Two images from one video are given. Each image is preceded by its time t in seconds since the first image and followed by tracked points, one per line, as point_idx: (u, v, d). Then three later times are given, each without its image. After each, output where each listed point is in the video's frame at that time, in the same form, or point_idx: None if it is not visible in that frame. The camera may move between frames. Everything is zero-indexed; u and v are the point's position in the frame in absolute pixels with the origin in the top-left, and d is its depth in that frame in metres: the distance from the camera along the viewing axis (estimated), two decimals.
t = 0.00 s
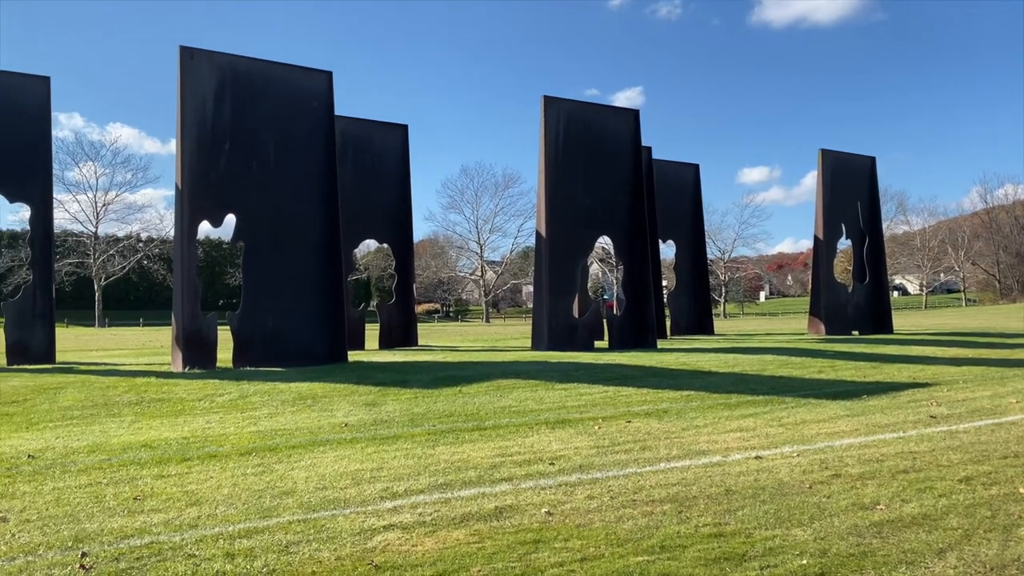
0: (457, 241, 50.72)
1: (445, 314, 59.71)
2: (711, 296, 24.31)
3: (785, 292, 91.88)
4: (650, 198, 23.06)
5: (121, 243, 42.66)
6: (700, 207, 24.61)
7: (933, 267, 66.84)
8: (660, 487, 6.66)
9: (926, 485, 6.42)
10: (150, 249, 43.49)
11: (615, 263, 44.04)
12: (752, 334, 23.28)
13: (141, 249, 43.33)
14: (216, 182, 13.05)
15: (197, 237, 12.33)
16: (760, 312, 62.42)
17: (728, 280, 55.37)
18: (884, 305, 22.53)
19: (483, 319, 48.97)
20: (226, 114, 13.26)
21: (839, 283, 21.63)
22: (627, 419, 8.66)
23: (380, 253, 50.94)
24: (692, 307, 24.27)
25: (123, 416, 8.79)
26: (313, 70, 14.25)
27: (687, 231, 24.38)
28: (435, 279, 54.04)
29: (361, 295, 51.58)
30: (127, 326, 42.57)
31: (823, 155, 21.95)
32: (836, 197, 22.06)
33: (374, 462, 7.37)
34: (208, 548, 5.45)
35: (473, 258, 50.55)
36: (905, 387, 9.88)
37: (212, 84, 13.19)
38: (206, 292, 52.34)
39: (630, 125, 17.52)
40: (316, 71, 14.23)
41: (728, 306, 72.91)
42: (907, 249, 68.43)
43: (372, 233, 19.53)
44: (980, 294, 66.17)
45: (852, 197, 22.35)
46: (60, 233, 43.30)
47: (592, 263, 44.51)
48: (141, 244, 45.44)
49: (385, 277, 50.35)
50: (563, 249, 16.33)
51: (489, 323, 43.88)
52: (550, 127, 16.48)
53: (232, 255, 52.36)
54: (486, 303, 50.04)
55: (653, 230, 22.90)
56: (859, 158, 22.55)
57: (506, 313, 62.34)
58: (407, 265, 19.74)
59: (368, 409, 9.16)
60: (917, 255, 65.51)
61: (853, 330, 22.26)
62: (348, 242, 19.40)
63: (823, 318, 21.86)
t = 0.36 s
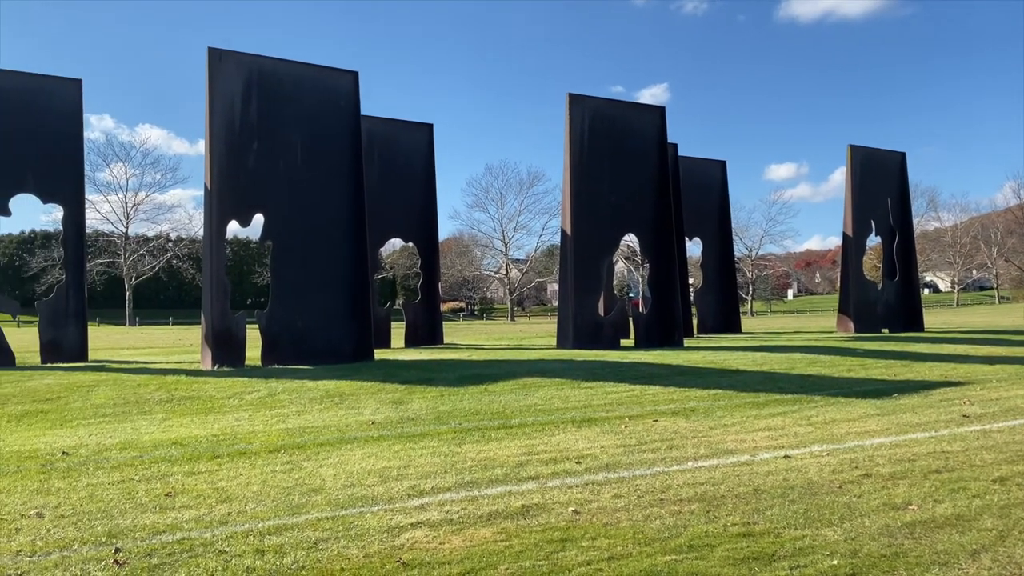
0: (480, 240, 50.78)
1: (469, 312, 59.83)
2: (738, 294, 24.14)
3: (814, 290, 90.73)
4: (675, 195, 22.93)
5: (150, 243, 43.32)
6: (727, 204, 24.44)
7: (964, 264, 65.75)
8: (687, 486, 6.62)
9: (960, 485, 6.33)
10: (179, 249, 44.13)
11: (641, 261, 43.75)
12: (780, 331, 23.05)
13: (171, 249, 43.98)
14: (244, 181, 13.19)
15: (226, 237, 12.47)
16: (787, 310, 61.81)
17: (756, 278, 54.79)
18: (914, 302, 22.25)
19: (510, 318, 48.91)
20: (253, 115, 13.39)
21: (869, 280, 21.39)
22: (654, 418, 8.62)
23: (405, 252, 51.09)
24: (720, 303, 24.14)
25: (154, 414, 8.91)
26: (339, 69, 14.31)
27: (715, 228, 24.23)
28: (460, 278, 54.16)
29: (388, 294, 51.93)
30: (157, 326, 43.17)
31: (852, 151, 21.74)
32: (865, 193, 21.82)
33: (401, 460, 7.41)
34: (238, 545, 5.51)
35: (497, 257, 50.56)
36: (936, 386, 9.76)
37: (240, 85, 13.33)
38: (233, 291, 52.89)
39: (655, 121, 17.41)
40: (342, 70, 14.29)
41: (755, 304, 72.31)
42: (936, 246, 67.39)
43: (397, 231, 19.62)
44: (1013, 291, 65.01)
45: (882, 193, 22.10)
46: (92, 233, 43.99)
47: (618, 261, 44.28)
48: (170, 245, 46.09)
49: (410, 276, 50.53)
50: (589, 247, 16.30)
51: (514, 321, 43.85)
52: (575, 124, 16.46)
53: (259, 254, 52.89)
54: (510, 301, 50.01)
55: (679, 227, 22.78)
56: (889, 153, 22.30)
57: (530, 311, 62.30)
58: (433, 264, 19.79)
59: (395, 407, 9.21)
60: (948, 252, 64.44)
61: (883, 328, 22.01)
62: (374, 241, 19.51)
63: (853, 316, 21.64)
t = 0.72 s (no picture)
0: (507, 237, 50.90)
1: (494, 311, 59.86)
2: (767, 292, 23.95)
3: (845, 287, 89.64)
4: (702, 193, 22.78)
5: (181, 243, 43.98)
6: (755, 201, 24.23)
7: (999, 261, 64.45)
8: (717, 485, 6.57)
9: (996, 486, 6.23)
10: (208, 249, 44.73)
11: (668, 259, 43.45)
12: (810, 330, 22.79)
13: (200, 249, 44.60)
14: (272, 182, 13.31)
15: (254, 236, 12.60)
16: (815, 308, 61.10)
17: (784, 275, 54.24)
18: (948, 300, 21.93)
19: (535, 316, 48.87)
20: (281, 115, 13.52)
21: (900, 278, 21.13)
22: (682, 416, 8.57)
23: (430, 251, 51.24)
24: (749, 301, 23.96)
25: (185, 411, 9.02)
26: (365, 69, 14.37)
27: (743, 226, 24.03)
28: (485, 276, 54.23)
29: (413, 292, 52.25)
30: (187, 324, 43.82)
31: (883, 147, 21.47)
32: (896, 190, 21.54)
33: (429, 457, 7.44)
34: (269, 541, 5.56)
35: (523, 255, 50.50)
36: (971, 385, 9.59)
37: (268, 86, 13.47)
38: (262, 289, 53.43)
39: (682, 118, 17.28)
40: (368, 70, 14.35)
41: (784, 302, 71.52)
42: (969, 242, 66.16)
43: (424, 231, 19.69)
44: None
45: (914, 190, 21.80)
46: (123, 232, 44.76)
47: (645, 260, 44.01)
48: (200, 244, 46.72)
49: (436, 275, 50.69)
50: (615, 245, 16.25)
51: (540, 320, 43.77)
52: (601, 122, 16.42)
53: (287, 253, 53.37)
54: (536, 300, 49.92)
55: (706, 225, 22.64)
56: (921, 149, 21.97)
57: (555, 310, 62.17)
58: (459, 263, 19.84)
59: (422, 405, 9.24)
60: (982, 249, 63.21)
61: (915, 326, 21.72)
62: (401, 240, 19.61)
63: (884, 314, 21.39)
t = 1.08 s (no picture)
0: (531, 237, 50.82)
1: (517, 310, 59.88)
2: (793, 291, 23.76)
3: (872, 286, 88.50)
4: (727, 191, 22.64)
5: (208, 244, 44.64)
6: (781, 200, 24.04)
7: None
8: (743, 485, 6.52)
9: None
10: (235, 249, 45.33)
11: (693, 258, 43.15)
12: (836, 329, 22.55)
13: (227, 249, 45.25)
14: (297, 182, 13.40)
15: (280, 236, 12.72)
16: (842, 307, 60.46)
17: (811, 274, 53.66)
18: (978, 298, 21.63)
19: (558, 316, 48.79)
20: (306, 116, 13.61)
21: (929, 275, 20.88)
22: (708, 416, 8.53)
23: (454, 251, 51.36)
24: (774, 301, 23.83)
25: (213, 410, 9.12)
26: (389, 70, 14.43)
27: (769, 224, 23.87)
28: (508, 276, 54.26)
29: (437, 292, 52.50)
30: (214, 324, 44.43)
31: (911, 143, 21.20)
32: (925, 187, 21.27)
33: (454, 456, 7.46)
34: (296, 539, 5.60)
35: (546, 254, 50.44)
36: (1003, 384, 9.43)
37: (293, 87, 13.57)
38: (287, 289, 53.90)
39: (705, 117, 17.18)
40: (392, 71, 14.41)
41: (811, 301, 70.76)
42: (1000, 239, 64.96)
43: (447, 230, 19.74)
44: None
45: (943, 187, 21.51)
46: (152, 233, 45.50)
47: (669, 259, 43.75)
48: (228, 245, 47.36)
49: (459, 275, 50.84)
50: (639, 244, 16.20)
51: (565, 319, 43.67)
52: (625, 120, 16.36)
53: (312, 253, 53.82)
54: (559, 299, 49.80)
55: (732, 223, 22.51)
56: (951, 145, 21.66)
57: (578, 309, 62.02)
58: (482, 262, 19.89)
59: (446, 404, 9.28)
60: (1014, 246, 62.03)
61: (944, 325, 21.46)
62: (425, 239, 19.68)
63: (912, 312, 21.16)
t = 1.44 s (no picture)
0: (552, 237, 50.74)
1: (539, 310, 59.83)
2: (819, 291, 23.55)
3: (899, 286, 87.36)
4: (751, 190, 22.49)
5: (233, 246, 45.23)
6: (806, 199, 23.85)
7: None
8: (768, 487, 6.49)
9: None
10: (259, 250, 45.91)
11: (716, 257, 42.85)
12: (861, 329, 22.29)
13: (252, 250, 45.83)
14: (321, 184, 13.51)
15: (305, 238, 12.81)
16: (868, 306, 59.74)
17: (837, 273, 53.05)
18: (1007, 297, 21.33)
19: (580, 316, 48.69)
20: (330, 119, 13.70)
21: (957, 275, 20.63)
22: (733, 417, 8.48)
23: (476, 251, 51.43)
24: (798, 300, 23.60)
25: (238, 410, 9.22)
26: (412, 72, 14.49)
27: (793, 223, 23.70)
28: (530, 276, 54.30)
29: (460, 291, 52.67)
30: (239, 324, 44.97)
31: (939, 141, 20.95)
32: (953, 185, 21.01)
33: (477, 457, 7.49)
34: (321, 538, 5.65)
35: (568, 254, 50.32)
36: None
37: (317, 90, 13.66)
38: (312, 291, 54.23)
39: (728, 116, 17.07)
40: (414, 73, 14.46)
41: (836, 301, 69.99)
42: None
43: (469, 230, 19.79)
44: None
45: (971, 185, 21.23)
46: (178, 235, 46.15)
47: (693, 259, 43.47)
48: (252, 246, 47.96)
49: (482, 275, 50.91)
50: (662, 244, 16.14)
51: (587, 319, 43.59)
52: (647, 120, 16.30)
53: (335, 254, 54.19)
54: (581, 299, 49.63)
55: (755, 223, 22.38)
56: (979, 143, 21.36)
57: (600, 309, 61.83)
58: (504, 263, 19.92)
59: (469, 405, 9.30)
60: None
61: (973, 324, 21.19)
62: (447, 240, 19.74)
63: (940, 312, 20.93)
